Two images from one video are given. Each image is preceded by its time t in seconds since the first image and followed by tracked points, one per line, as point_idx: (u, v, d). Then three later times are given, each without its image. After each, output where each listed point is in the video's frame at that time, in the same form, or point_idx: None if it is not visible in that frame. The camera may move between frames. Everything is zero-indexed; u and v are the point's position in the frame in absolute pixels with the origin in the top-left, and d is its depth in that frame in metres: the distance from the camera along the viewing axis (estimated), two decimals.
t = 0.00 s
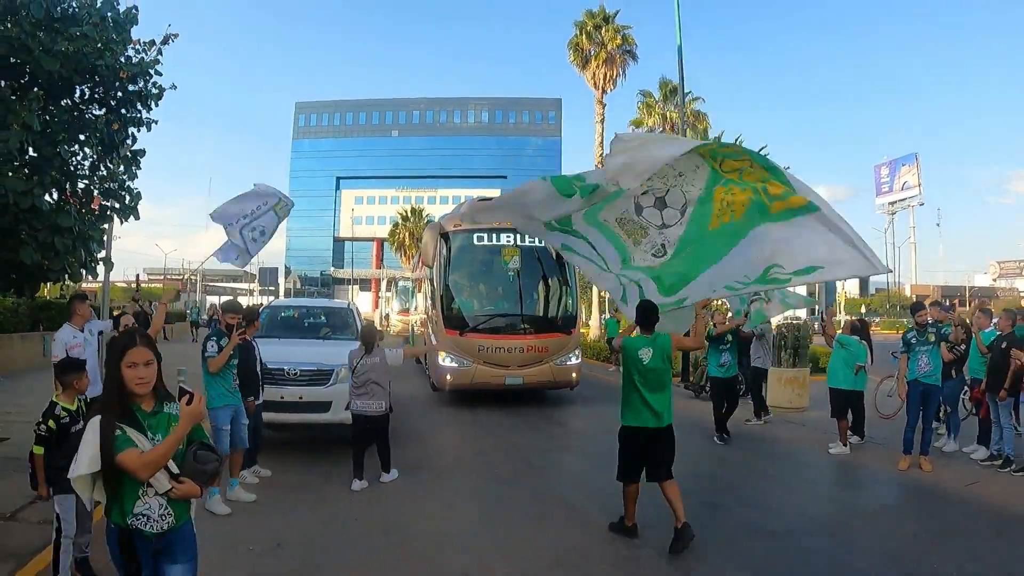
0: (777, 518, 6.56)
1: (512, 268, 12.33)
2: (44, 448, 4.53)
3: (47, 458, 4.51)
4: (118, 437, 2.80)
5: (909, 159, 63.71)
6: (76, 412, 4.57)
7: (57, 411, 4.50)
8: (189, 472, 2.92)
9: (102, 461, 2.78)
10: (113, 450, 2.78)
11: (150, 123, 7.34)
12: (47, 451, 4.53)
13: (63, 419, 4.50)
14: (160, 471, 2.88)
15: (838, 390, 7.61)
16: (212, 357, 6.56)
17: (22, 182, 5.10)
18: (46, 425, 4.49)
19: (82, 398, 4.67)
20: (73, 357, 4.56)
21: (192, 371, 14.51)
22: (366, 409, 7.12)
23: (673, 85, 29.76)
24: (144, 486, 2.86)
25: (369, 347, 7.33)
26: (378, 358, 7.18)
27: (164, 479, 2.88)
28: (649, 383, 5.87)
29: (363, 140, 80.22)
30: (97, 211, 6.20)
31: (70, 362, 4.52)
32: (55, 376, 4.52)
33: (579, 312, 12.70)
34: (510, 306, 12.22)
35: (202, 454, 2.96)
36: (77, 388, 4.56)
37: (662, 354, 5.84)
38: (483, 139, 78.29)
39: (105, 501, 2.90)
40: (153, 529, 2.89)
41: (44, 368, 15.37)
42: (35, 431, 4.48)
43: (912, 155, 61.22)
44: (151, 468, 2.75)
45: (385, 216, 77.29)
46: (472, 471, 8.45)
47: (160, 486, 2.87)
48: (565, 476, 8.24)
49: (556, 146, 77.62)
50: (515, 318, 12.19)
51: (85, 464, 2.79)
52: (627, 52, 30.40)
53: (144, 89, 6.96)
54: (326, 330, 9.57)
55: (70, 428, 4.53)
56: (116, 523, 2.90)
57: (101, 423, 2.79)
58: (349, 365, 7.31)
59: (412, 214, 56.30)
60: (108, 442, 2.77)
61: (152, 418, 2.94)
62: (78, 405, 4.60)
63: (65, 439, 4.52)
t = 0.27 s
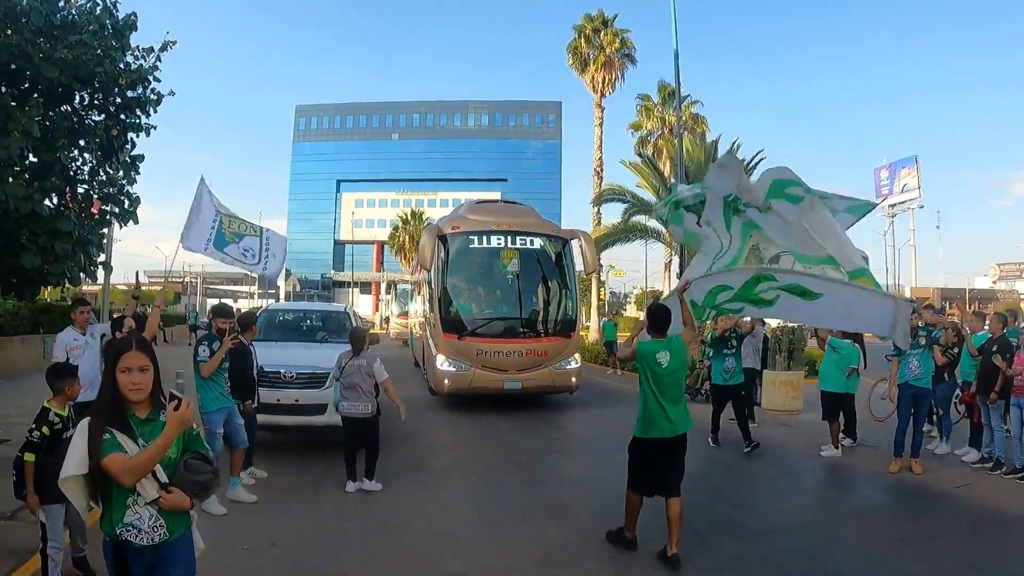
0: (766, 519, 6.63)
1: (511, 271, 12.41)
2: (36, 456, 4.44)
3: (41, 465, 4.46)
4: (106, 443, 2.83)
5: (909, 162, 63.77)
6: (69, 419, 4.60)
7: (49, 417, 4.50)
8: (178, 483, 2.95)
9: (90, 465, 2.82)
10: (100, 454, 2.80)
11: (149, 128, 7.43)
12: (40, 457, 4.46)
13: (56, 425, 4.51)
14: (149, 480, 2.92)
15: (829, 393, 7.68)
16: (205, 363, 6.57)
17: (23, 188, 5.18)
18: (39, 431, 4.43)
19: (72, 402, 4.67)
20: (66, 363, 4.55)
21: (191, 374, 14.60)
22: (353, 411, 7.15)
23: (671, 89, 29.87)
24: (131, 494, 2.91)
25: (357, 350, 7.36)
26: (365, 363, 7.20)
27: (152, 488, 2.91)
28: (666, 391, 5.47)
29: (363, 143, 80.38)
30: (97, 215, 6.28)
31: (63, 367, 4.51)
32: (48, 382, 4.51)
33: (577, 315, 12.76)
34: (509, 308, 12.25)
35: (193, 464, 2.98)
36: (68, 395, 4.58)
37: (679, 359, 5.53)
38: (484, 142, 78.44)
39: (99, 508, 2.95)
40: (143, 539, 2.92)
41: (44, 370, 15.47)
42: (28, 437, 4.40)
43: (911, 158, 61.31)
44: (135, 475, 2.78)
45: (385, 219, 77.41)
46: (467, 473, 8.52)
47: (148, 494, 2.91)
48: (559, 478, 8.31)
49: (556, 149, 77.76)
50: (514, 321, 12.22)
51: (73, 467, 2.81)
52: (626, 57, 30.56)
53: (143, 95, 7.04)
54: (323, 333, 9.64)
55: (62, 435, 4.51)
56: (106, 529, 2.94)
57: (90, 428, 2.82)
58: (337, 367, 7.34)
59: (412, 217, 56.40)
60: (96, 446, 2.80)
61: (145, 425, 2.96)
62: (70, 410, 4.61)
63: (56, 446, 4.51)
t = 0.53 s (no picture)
0: (758, 519, 6.71)
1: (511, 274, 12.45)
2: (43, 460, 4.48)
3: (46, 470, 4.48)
4: (102, 456, 2.74)
5: (907, 165, 63.89)
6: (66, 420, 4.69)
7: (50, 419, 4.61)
8: (178, 496, 2.88)
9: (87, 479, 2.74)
10: (97, 467, 2.72)
11: (150, 133, 7.52)
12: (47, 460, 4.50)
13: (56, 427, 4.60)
14: (148, 493, 2.87)
15: (821, 395, 7.76)
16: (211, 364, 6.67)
17: (27, 192, 5.26)
18: (42, 434, 4.51)
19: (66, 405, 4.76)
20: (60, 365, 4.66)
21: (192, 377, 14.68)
22: (351, 415, 7.19)
23: (669, 92, 29.99)
24: (131, 509, 2.86)
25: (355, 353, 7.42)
26: (363, 367, 7.25)
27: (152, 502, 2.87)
28: (683, 398, 5.26)
29: (362, 146, 80.49)
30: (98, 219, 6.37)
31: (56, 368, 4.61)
32: (44, 385, 4.62)
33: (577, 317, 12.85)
34: (508, 311, 12.34)
35: (191, 475, 2.91)
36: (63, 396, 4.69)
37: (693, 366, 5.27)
38: (483, 145, 78.56)
39: (99, 522, 2.89)
40: (145, 552, 2.88)
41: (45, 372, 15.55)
42: (32, 439, 4.46)
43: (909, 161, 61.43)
44: (133, 490, 2.69)
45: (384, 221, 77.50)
46: (464, 474, 8.60)
47: (148, 509, 2.86)
48: (555, 479, 8.39)
49: (555, 151, 77.88)
50: (513, 324, 12.30)
51: (70, 481, 2.73)
52: (624, 60, 30.68)
53: (144, 100, 7.13)
54: (322, 335, 9.72)
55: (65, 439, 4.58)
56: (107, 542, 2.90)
57: (87, 440, 2.73)
58: (336, 370, 7.39)
59: (411, 219, 56.47)
60: (93, 459, 2.72)
61: (142, 435, 2.87)
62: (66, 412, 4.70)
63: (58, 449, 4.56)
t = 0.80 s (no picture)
0: (755, 519, 6.80)
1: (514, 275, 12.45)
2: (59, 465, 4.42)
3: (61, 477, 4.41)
4: (87, 477, 2.40)
5: (905, 167, 64.01)
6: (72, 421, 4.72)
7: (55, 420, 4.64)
8: (172, 519, 2.53)
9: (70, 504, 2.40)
10: (80, 491, 2.38)
11: (154, 135, 7.59)
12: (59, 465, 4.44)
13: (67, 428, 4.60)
14: (138, 516, 2.48)
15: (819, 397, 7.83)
16: (225, 365, 6.76)
17: (35, 195, 5.33)
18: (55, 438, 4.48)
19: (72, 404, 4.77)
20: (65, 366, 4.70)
21: (194, 377, 14.75)
22: (359, 420, 7.23)
23: (669, 94, 30.03)
24: (120, 534, 2.46)
25: (365, 358, 7.48)
26: (374, 373, 7.32)
27: (144, 526, 2.47)
28: (702, 410, 4.90)
29: (362, 147, 80.58)
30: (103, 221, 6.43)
31: (61, 370, 4.67)
32: (51, 385, 4.69)
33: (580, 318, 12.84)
34: (512, 312, 12.36)
35: (187, 496, 2.55)
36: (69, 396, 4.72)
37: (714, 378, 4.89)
38: (482, 146, 78.69)
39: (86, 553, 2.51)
40: None
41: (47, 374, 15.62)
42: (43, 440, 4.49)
43: (908, 164, 61.50)
44: (121, 514, 2.35)
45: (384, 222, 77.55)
46: (465, 474, 8.68)
47: (140, 534, 2.47)
48: (555, 481, 8.47)
49: (554, 154, 78.01)
50: (517, 325, 12.33)
51: (54, 506, 2.38)
52: (624, 62, 30.76)
53: (149, 103, 7.20)
54: (324, 337, 9.79)
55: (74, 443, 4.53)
56: None
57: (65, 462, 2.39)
58: (345, 374, 7.45)
59: (411, 221, 56.55)
60: (75, 481, 2.38)
61: (129, 453, 2.53)
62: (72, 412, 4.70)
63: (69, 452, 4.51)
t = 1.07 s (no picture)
0: (752, 520, 6.87)
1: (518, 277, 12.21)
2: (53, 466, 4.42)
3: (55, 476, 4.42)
4: (61, 484, 2.28)
5: (904, 169, 64.15)
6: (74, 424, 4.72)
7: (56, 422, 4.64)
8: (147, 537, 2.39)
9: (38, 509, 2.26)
10: (53, 497, 2.26)
11: (157, 137, 7.64)
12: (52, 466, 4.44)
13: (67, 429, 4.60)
14: (112, 532, 2.39)
15: (818, 399, 7.90)
16: (235, 369, 6.85)
17: (41, 198, 5.38)
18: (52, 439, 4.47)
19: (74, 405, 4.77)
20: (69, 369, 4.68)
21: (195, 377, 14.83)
22: (365, 422, 7.25)
23: (668, 97, 30.09)
24: (92, 549, 2.36)
25: (372, 361, 7.53)
26: (380, 376, 7.32)
27: (116, 542, 2.38)
28: (724, 418, 4.67)
29: (362, 148, 80.66)
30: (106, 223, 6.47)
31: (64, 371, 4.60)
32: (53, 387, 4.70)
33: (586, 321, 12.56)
34: (515, 315, 12.09)
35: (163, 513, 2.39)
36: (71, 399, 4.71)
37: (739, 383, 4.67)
38: (482, 148, 78.80)
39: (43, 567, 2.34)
40: None
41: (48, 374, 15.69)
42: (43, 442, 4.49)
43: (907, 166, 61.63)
44: (97, 528, 2.24)
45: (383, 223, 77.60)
46: (465, 475, 8.74)
47: (110, 549, 2.37)
48: (554, 482, 8.53)
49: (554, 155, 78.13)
50: (521, 328, 12.07)
51: (17, 513, 2.25)
52: (623, 64, 30.86)
53: (152, 106, 7.25)
54: (326, 338, 9.84)
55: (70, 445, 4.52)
56: None
57: (42, 466, 2.26)
58: (351, 376, 7.50)
59: (410, 222, 56.65)
60: (49, 487, 2.26)
61: (109, 462, 2.41)
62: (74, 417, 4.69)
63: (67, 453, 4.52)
